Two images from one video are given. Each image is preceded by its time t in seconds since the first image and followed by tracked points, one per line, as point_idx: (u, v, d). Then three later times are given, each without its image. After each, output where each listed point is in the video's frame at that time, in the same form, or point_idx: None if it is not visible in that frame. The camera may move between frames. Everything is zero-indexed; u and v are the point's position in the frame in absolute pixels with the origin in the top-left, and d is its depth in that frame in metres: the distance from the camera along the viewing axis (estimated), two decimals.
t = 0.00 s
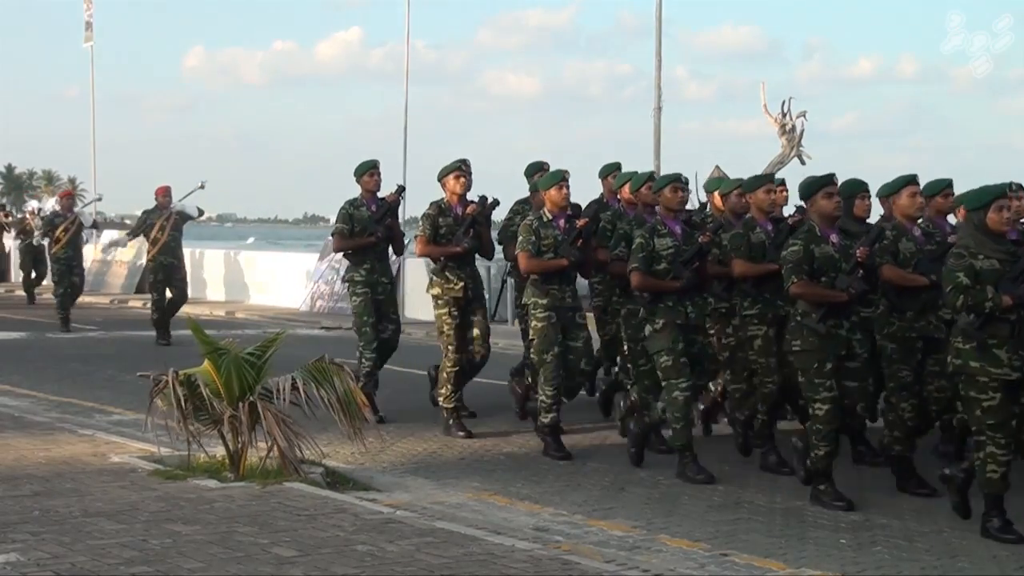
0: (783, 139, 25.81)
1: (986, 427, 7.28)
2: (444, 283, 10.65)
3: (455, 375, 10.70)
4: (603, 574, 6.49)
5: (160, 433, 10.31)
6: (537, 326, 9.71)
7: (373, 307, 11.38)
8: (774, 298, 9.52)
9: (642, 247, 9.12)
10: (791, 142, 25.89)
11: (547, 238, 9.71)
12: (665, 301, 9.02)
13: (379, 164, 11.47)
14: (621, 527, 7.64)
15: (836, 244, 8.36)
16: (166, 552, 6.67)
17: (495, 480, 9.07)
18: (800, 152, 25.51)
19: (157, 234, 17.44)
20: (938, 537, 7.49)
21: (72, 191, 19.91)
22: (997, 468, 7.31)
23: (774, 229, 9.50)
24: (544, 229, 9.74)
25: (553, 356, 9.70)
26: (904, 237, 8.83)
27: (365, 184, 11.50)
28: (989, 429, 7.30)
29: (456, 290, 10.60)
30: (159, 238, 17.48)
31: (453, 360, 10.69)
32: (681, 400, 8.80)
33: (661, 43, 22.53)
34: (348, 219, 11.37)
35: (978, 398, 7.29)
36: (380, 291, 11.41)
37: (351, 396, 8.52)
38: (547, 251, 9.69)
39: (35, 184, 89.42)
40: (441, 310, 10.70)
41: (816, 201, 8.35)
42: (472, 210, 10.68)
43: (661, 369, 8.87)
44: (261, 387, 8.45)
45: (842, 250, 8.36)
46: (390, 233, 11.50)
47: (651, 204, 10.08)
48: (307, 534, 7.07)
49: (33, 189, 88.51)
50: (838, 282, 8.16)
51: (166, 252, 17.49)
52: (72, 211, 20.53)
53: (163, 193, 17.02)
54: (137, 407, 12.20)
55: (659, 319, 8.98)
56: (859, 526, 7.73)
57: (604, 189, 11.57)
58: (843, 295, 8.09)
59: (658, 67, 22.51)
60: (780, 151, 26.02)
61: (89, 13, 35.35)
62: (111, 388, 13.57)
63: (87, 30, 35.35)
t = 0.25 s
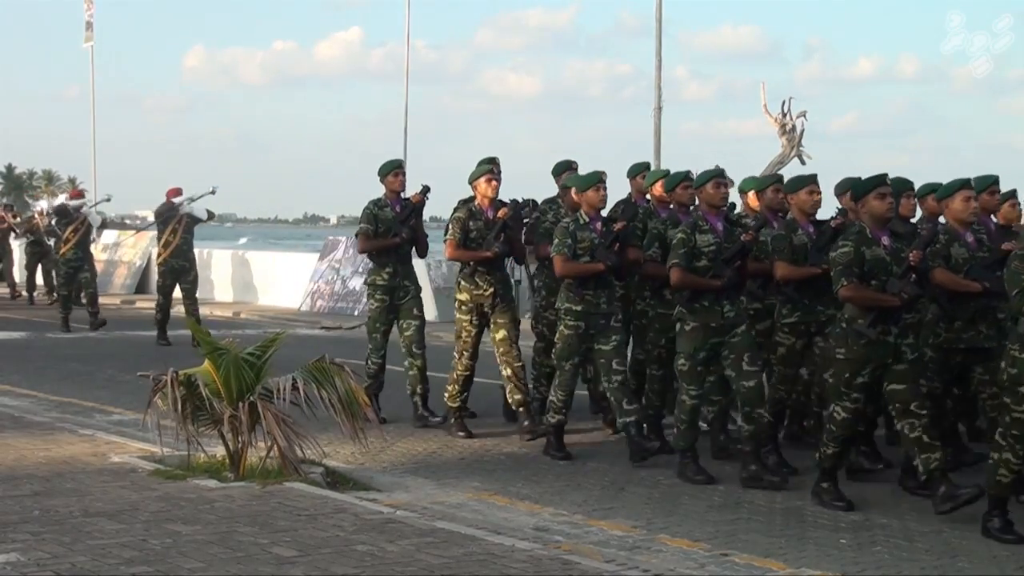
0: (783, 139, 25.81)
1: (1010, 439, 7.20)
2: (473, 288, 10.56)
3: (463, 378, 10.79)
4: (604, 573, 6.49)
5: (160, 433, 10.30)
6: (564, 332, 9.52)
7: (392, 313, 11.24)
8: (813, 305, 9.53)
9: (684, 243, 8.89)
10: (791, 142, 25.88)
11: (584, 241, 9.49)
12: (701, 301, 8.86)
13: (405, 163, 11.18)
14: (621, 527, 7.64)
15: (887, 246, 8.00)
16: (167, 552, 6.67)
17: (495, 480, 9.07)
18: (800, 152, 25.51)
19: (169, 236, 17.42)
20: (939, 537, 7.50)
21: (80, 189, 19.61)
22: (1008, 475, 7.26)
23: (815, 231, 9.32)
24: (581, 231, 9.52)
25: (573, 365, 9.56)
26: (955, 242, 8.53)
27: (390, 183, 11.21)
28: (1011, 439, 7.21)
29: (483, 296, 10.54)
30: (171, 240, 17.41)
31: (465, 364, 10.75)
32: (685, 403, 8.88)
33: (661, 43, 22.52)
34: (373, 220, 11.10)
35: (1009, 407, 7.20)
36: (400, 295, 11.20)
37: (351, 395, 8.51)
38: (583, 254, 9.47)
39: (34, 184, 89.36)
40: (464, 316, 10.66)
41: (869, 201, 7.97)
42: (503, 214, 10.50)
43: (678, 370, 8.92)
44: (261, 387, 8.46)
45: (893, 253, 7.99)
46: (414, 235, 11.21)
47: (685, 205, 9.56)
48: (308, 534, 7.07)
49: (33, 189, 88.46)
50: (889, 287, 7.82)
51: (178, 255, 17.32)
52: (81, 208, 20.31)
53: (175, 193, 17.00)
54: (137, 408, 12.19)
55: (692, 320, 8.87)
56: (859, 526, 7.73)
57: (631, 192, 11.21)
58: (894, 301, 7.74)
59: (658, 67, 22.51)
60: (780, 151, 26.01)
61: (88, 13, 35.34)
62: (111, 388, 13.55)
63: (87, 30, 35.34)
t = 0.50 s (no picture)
0: (783, 139, 25.82)
1: None
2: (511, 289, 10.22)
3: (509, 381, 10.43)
4: (604, 573, 6.48)
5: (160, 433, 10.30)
6: (615, 334, 9.17)
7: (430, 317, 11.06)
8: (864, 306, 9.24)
9: (733, 248, 8.62)
10: (791, 142, 25.89)
11: (628, 242, 9.22)
12: (753, 308, 8.53)
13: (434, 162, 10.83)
14: (621, 527, 7.63)
15: (946, 248, 7.80)
16: (167, 552, 6.67)
17: (496, 480, 9.07)
18: (800, 152, 25.52)
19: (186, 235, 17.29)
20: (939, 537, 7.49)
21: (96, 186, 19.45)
22: None
23: (862, 231, 9.13)
24: (624, 233, 9.24)
25: (628, 367, 9.14)
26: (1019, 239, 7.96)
27: (419, 183, 10.85)
28: None
29: (525, 296, 10.19)
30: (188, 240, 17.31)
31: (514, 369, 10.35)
32: (733, 409, 8.62)
33: (661, 43, 22.53)
34: (404, 220, 10.85)
35: None
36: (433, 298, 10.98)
37: (351, 395, 8.51)
38: (628, 255, 9.18)
39: (34, 184, 89.39)
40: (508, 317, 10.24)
41: (927, 202, 7.82)
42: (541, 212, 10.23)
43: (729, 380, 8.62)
44: (261, 387, 8.46)
45: (952, 254, 7.79)
46: (445, 236, 10.88)
47: (726, 206, 9.58)
48: (308, 534, 7.07)
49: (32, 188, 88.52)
50: (950, 288, 7.58)
51: (195, 254, 17.29)
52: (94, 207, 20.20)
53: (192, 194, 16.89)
54: (137, 408, 12.19)
55: (745, 328, 8.57)
56: (859, 526, 7.73)
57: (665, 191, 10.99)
58: (955, 303, 7.51)
59: (658, 67, 22.52)
60: (780, 151, 26.02)
61: (89, 13, 35.35)
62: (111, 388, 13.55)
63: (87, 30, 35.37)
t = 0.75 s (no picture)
0: (783, 139, 25.82)
1: None
2: (550, 294, 9.89)
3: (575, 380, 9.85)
4: (605, 573, 6.48)
5: (160, 433, 10.30)
6: (667, 338, 8.72)
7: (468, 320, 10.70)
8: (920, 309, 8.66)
9: (783, 247, 8.26)
10: (791, 142, 25.89)
11: (675, 246, 8.85)
12: (806, 306, 8.16)
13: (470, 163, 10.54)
14: (621, 527, 7.63)
15: (1014, 253, 7.24)
16: (167, 552, 6.67)
17: (496, 480, 9.07)
18: (800, 152, 25.53)
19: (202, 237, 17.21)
20: (939, 538, 7.49)
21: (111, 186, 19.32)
22: None
23: (918, 233, 8.60)
24: (671, 234, 8.89)
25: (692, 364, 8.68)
26: None
27: (453, 184, 10.57)
28: None
29: (564, 299, 9.87)
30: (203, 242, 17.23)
31: (568, 366, 9.86)
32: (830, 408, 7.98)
33: (661, 43, 22.54)
34: (438, 223, 10.54)
35: None
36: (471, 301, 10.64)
37: (351, 396, 8.51)
38: (674, 259, 8.82)
39: (33, 184, 89.33)
40: (550, 319, 9.94)
41: (990, 205, 7.27)
42: (580, 214, 10.03)
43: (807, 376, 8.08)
44: (261, 387, 8.47)
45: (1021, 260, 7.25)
46: (482, 239, 10.58)
47: (773, 206, 8.99)
48: (308, 534, 7.07)
49: (32, 188, 88.39)
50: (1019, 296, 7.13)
51: (212, 257, 17.24)
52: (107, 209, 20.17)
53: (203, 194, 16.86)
54: (137, 408, 12.19)
55: (800, 325, 8.15)
56: (859, 527, 7.73)
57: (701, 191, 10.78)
58: None
59: (658, 67, 22.52)
60: (780, 151, 26.02)
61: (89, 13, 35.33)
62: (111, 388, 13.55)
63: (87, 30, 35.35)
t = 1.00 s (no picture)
0: (783, 139, 25.83)
1: None
2: (585, 294, 9.57)
3: (596, 395, 9.64)
4: (604, 573, 6.48)
5: (160, 433, 10.31)
6: (705, 341, 8.49)
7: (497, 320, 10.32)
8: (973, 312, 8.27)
9: (836, 257, 7.92)
10: (791, 142, 25.90)
11: (716, 243, 8.58)
12: (859, 318, 7.83)
13: (499, 160, 10.24)
14: (621, 527, 7.63)
15: None
16: (166, 552, 6.67)
17: (495, 480, 9.07)
18: (800, 152, 25.54)
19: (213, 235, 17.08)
20: (939, 538, 7.49)
21: (122, 188, 19.01)
22: None
23: (969, 234, 8.27)
24: (712, 232, 8.62)
25: (726, 374, 8.46)
26: None
27: (482, 183, 10.28)
28: None
29: (599, 301, 9.55)
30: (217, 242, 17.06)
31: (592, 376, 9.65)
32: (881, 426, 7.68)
33: (661, 43, 22.55)
34: (467, 222, 10.22)
35: None
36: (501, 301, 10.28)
37: (352, 396, 8.50)
38: (716, 258, 8.54)
39: (34, 184, 89.33)
40: (582, 324, 9.64)
41: None
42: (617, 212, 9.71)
43: (857, 394, 7.75)
44: (261, 387, 8.47)
45: None
46: (512, 238, 10.21)
47: (814, 205, 8.93)
48: (307, 534, 7.07)
49: (32, 188, 88.35)
50: None
51: (223, 255, 17.12)
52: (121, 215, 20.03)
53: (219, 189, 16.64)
54: (137, 408, 12.19)
55: (855, 338, 7.80)
56: (860, 527, 7.73)
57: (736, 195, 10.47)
58: None
59: (658, 67, 22.52)
60: (780, 151, 26.03)
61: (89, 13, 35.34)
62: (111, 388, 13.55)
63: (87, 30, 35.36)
